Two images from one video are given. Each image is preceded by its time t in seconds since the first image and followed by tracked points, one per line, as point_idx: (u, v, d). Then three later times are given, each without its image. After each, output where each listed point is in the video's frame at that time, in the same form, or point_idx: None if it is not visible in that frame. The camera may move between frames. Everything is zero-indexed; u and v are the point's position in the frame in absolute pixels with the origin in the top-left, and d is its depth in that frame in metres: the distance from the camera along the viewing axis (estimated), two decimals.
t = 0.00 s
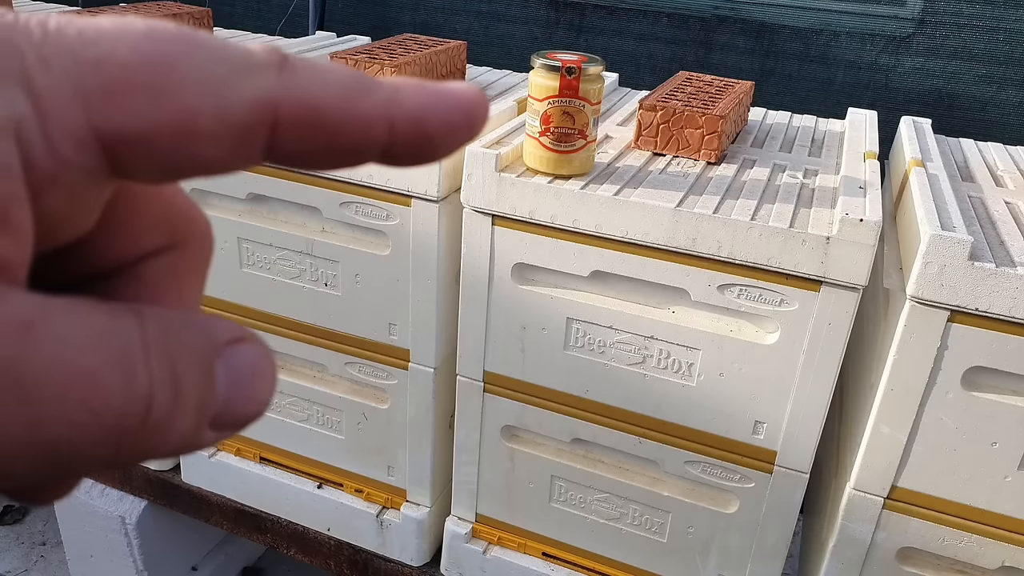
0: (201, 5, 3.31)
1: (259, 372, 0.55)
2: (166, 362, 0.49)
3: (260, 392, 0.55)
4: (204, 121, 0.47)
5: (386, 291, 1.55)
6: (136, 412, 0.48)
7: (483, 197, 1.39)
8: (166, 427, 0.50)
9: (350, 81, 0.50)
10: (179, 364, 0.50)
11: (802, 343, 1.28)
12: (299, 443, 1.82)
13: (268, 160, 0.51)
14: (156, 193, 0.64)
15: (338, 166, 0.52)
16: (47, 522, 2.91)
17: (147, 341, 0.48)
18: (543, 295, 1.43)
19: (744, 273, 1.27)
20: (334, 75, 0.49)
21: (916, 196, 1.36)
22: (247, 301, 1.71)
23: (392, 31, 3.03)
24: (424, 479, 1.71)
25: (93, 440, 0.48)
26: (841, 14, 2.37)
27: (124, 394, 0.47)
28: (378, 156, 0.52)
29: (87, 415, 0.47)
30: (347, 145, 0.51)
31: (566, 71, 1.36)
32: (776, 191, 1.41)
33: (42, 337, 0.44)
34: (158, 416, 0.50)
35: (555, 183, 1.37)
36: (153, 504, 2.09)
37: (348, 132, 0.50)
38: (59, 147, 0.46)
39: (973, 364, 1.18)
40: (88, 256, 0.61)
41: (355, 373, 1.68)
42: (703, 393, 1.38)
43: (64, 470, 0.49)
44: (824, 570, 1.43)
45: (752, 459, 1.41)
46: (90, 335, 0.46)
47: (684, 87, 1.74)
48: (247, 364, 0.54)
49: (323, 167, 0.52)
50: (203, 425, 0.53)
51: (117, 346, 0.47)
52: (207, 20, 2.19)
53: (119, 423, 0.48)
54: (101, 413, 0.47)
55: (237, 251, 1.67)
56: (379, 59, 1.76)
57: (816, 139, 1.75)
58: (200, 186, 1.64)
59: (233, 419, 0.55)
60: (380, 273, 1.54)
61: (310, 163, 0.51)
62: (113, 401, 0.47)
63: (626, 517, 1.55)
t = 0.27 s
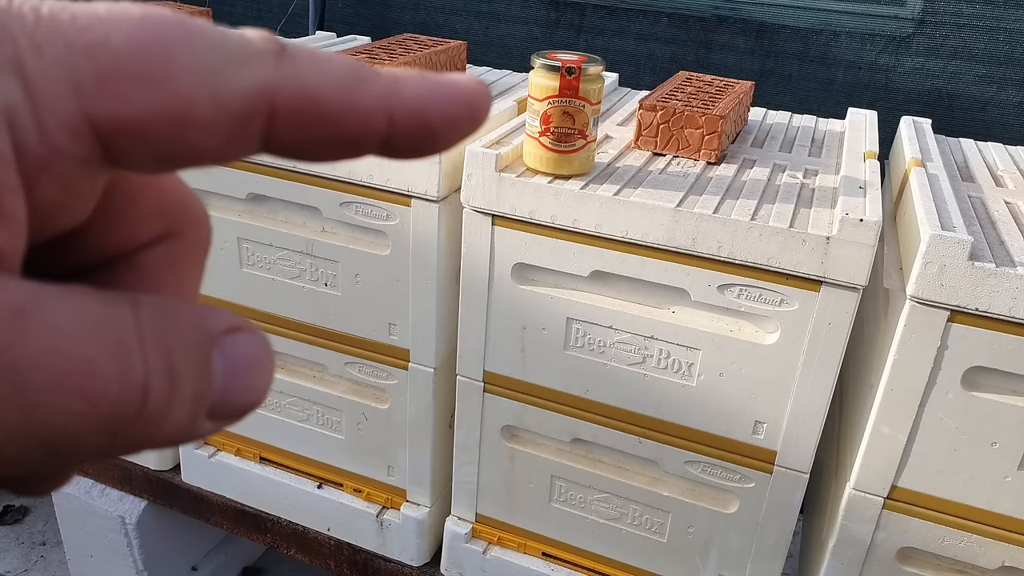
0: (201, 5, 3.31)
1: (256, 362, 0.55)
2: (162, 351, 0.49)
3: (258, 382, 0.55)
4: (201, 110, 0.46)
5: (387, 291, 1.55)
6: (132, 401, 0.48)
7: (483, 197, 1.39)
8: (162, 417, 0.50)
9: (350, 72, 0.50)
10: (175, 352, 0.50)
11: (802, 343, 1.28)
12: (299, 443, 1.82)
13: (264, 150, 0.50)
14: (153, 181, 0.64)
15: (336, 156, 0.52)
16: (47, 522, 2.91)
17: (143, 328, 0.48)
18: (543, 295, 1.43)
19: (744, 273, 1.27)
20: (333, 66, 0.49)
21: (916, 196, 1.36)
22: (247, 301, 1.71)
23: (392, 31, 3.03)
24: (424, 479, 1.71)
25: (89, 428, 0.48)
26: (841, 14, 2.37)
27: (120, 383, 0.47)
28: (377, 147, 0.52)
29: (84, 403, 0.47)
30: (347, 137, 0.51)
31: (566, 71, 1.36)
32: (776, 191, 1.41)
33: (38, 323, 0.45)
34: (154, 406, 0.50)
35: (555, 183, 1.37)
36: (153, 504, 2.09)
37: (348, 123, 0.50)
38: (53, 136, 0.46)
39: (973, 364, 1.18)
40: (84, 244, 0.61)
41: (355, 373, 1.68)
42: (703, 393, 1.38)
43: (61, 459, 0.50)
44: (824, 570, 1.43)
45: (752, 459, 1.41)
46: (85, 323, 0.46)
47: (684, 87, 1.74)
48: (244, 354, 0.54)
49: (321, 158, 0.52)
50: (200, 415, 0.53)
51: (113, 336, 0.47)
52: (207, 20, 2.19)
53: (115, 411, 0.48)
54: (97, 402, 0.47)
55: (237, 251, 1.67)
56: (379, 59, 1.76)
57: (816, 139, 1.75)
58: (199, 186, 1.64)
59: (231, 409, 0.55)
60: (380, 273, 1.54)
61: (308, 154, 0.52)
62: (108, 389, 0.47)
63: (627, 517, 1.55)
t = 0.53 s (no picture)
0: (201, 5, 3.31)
1: (251, 352, 0.54)
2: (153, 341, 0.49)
3: (252, 373, 0.55)
4: (190, 93, 0.47)
5: (387, 291, 1.55)
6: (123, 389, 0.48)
7: (483, 197, 1.39)
8: (155, 405, 0.50)
9: (345, 57, 0.51)
10: (167, 340, 0.50)
11: (802, 343, 1.28)
12: (299, 443, 1.82)
13: (258, 136, 0.51)
14: (144, 169, 0.64)
15: (329, 140, 0.54)
16: (47, 522, 2.91)
17: (134, 316, 0.48)
18: (543, 295, 1.42)
19: (744, 273, 1.27)
20: (327, 48, 0.51)
21: (916, 196, 1.36)
22: (247, 301, 1.71)
23: (392, 31, 3.03)
24: (424, 479, 1.71)
25: (78, 416, 0.48)
26: (841, 14, 2.37)
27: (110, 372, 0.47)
28: (375, 131, 0.54)
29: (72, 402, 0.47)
30: (341, 120, 0.52)
31: (566, 71, 1.36)
32: (776, 191, 1.41)
33: (21, 311, 0.44)
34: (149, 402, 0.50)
35: (556, 183, 1.37)
36: (153, 504, 2.09)
37: (341, 106, 0.51)
38: (37, 121, 0.46)
39: (973, 364, 1.18)
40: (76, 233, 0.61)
41: (355, 373, 1.68)
42: (703, 393, 1.38)
43: (50, 449, 0.49)
44: (824, 570, 1.43)
45: (752, 459, 1.41)
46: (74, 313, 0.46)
47: (684, 87, 1.74)
48: (237, 343, 0.53)
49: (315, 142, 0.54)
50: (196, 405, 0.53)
51: (103, 323, 0.47)
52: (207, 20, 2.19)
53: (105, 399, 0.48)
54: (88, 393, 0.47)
55: (237, 251, 1.67)
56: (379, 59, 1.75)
57: (816, 139, 1.75)
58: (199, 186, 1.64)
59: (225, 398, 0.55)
60: (380, 273, 1.54)
61: (300, 136, 0.53)
62: (97, 378, 0.47)
63: (627, 517, 1.55)
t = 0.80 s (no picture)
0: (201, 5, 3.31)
1: (196, 336, 0.53)
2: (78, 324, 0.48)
3: (197, 357, 0.53)
4: (103, 59, 0.43)
5: (387, 291, 1.55)
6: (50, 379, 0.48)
7: (483, 197, 1.39)
8: (88, 393, 0.50)
9: (271, 12, 0.46)
10: (98, 328, 0.48)
11: (802, 343, 1.28)
12: (299, 443, 1.82)
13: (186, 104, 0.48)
14: (73, 143, 0.63)
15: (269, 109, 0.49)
16: (47, 522, 2.91)
17: (61, 312, 0.47)
18: (543, 295, 1.43)
19: (744, 273, 1.27)
20: (253, 4, 0.46)
21: (915, 196, 1.36)
22: (247, 301, 1.71)
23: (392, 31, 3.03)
24: (424, 479, 1.71)
25: (7, 408, 0.47)
26: (841, 14, 2.37)
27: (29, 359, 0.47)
28: (309, 94, 0.48)
29: None
30: (274, 81, 0.48)
31: (566, 71, 1.36)
32: (776, 191, 1.41)
33: None
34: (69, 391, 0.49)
35: (556, 183, 1.37)
36: (153, 504, 2.09)
37: (271, 67, 0.47)
38: None
39: (973, 364, 1.18)
40: (3, 214, 0.59)
41: (355, 373, 1.68)
42: (703, 393, 1.38)
43: None
44: (824, 570, 1.43)
45: (752, 459, 1.41)
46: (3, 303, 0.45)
47: (684, 87, 1.74)
48: (178, 327, 0.51)
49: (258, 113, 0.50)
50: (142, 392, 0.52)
51: (25, 313, 0.46)
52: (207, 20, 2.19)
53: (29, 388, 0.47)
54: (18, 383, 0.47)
55: (236, 251, 1.66)
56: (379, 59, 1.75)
57: (816, 139, 1.75)
58: (199, 186, 1.64)
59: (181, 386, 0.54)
60: (380, 273, 1.54)
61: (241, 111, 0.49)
62: (21, 369, 0.46)
63: (627, 517, 1.55)
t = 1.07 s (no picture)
0: (201, 5, 3.31)
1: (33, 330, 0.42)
2: None
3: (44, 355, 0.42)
4: None
5: (387, 291, 1.55)
6: None
7: (483, 197, 1.39)
8: None
9: None
10: None
11: (802, 343, 1.28)
12: (299, 443, 1.82)
13: None
14: None
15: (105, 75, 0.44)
16: (47, 522, 2.91)
17: None
18: (543, 295, 1.43)
19: (744, 273, 1.27)
20: None
21: (915, 196, 1.36)
22: (247, 301, 1.71)
23: (392, 31, 3.03)
24: (424, 479, 1.71)
25: None
26: (841, 14, 2.37)
27: None
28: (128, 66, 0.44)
29: None
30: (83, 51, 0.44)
31: (566, 71, 1.36)
32: (776, 191, 1.41)
33: None
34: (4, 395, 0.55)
35: (556, 183, 1.37)
36: (152, 504, 2.09)
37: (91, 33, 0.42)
38: None
39: (973, 364, 1.18)
40: None
41: (355, 373, 1.68)
42: (703, 393, 1.38)
43: None
44: (824, 569, 1.43)
45: (752, 459, 1.41)
46: None
47: (684, 87, 1.74)
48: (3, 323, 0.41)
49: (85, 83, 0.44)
50: (58, 379, 0.57)
51: None
52: (207, 19, 2.20)
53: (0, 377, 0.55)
54: None
55: (236, 251, 1.66)
56: (379, 59, 1.75)
57: (816, 139, 1.75)
58: (199, 186, 1.64)
59: (171, 357, 0.66)
60: (380, 273, 1.54)
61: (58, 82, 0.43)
62: None
63: (627, 517, 1.55)
